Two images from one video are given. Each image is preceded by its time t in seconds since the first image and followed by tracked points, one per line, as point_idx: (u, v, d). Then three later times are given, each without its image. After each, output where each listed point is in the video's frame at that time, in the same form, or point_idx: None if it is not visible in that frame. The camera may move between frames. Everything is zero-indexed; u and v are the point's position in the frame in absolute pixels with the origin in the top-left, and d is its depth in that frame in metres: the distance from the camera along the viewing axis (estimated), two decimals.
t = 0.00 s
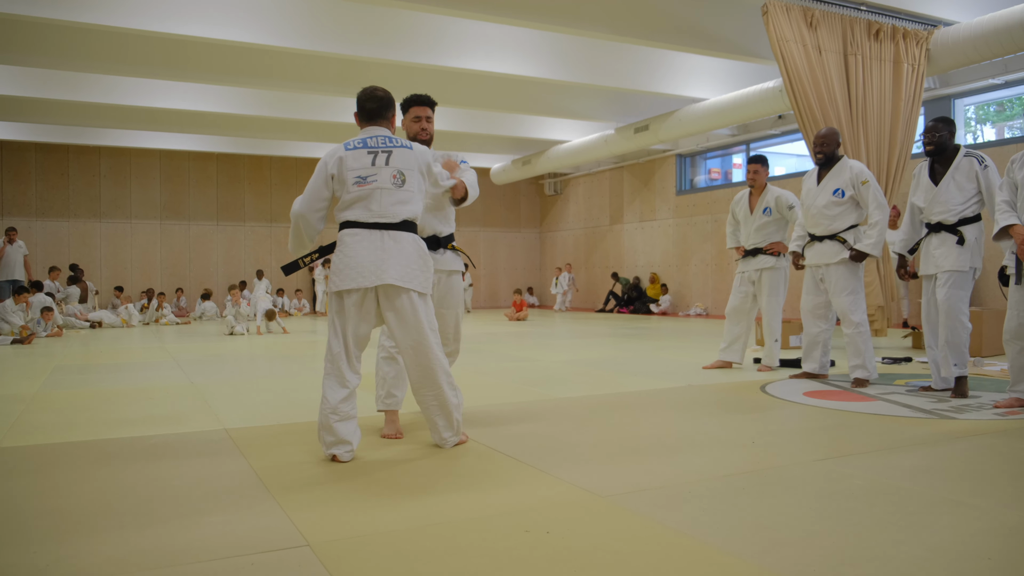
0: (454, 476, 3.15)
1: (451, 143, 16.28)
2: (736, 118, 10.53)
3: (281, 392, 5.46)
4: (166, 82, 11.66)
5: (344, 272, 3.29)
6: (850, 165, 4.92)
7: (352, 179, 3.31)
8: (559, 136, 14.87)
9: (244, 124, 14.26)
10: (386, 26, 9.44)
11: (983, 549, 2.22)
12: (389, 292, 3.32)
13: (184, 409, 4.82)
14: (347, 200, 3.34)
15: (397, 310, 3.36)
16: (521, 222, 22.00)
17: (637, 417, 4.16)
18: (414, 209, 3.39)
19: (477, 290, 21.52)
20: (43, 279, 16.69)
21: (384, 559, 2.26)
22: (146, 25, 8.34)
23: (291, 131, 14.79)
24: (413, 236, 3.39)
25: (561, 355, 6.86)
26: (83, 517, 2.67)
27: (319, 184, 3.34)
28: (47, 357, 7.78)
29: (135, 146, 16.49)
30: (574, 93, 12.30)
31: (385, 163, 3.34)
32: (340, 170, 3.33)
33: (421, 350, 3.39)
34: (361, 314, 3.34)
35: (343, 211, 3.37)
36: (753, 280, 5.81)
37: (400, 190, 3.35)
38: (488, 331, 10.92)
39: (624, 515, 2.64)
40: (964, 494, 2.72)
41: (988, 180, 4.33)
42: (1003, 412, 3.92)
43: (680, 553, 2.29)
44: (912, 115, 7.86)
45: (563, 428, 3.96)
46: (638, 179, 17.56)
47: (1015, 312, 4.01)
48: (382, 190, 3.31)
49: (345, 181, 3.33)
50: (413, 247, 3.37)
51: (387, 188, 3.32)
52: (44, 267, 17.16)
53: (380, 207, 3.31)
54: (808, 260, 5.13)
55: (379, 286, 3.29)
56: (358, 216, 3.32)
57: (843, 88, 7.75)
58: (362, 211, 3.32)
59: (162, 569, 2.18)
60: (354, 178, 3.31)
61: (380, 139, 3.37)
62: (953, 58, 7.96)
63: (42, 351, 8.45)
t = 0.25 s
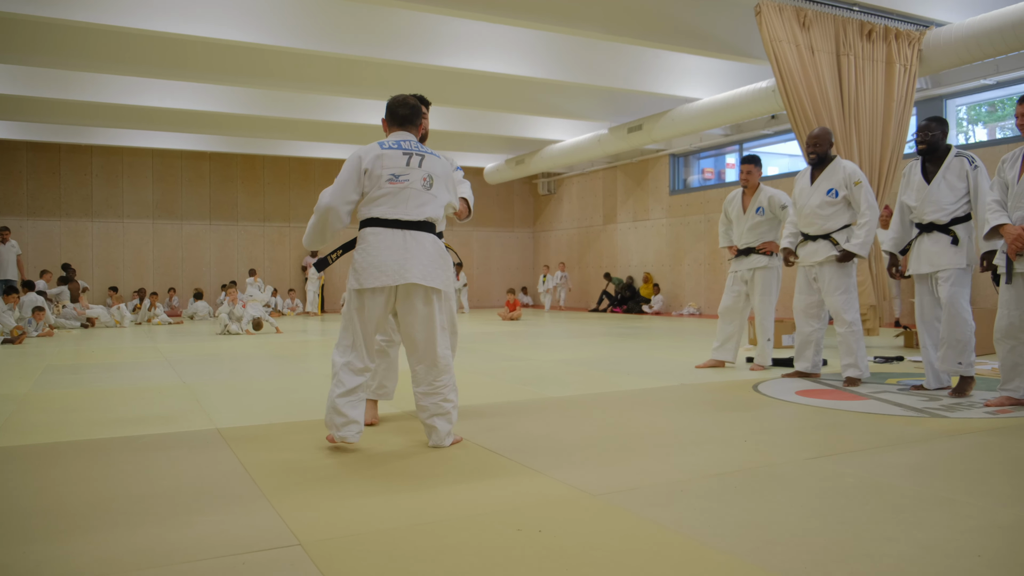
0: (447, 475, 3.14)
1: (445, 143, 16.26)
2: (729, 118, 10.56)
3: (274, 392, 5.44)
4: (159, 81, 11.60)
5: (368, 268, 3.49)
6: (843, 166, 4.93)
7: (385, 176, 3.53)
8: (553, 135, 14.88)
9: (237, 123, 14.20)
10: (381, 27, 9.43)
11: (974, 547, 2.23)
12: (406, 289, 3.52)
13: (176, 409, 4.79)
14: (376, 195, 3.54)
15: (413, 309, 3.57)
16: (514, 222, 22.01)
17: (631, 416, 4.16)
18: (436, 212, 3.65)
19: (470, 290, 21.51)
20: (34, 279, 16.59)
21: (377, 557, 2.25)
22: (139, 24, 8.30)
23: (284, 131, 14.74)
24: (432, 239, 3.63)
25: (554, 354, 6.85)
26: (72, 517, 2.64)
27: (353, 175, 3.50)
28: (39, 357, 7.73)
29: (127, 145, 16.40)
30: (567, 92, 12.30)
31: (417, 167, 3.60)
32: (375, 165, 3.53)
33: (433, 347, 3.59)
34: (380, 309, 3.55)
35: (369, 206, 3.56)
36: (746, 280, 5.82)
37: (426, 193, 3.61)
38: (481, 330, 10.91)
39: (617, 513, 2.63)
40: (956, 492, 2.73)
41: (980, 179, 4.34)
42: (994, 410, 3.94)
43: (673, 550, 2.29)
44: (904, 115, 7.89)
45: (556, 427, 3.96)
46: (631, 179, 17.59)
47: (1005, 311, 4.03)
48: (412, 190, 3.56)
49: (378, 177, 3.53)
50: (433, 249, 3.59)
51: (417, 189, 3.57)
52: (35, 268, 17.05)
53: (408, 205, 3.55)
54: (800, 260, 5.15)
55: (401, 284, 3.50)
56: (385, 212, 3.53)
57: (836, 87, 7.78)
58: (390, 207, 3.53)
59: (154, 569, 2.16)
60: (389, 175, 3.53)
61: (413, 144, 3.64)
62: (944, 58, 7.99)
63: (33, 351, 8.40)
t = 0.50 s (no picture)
0: (432, 474, 3.12)
1: (432, 143, 16.22)
2: (716, 118, 10.60)
3: (258, 392, 5.39)
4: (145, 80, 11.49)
5: (354, 270, 3.48)
6: (829, 166, 4.95)
7: (369, 177, 3.54)
8: (541, 135, 14.88)
9: (222, 122, 14.10)
10: (369, 27, 9.40)
11: (959, 544, 2.23)
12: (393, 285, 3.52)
13: (158, 410, 4.73)
14: (360, 195, 3.54)
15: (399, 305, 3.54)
16: (502, 221, 22.01)
17: (618, 415, 4.16)
18: (417, 214, 3.66)
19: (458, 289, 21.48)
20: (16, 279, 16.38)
21: (363, 558, 2.22)
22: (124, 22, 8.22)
23: (270, 130, 14.66)
24: (416, 238, 3.65)
25: (541, 354, 6.84)
26: (52, 518, 2.60)
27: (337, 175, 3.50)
28: (20, 358, 7.63)
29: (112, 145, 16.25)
30: (555, 92, 12.32)
31: (399, 169, 3.63)
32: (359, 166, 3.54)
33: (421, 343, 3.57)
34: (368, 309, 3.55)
35: (352, 208, 3.56)
36: (732, 279, 5.83)
37: (408, 195, 3.62)
38: (465, 330, 10.90)
39: (604, 512, 2.62)
40: (941, 490, 2.74)
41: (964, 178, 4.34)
42: (977, 409, 3.98)
43: (662, 549, 2.28)
44: (889, 115, 7.95)
45: (544, 427, 3.95)
46: (619, 179, 17.63)
47: (987, 310, 4.06)
48: (395, 192, 3.57)
49: (361, 178, 3.54)
50: (417, 247, 3.61)
51: (400, 190, 3.58)
52: (17, 268, 16.84)
53: (391, 206, 3.56)
54: (786, 261, 5.18)
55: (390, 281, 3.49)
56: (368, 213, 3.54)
57: (821, 88, 7.81)
58: (374, 207, 3.54)
59: (135, 571, 2.13)
60: (373, 176, 3.54)
61: (395, 148, 3.67)
62: (928, 60, 8.06)
63: (14, 352, 8.29)
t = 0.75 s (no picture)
0: (413, 474, 3.08)
1: (417, 141, 16.15)
2: (699, 117, 10.65)
3: (238, 392, 5.32)
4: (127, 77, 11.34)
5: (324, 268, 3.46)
6: (809, 163, 4.99)
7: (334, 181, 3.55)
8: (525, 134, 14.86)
9: (204, 120, 13.95)
10: (354, 25, 9.35)
11: (940, 540, 2.23)
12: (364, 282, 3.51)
13: (135, 410, 4.64)
14: (326, 200, 3.54)
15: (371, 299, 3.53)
16: (486, 220, 21.99)
17: (601, 413, 4.15)
18: (386, 212, 3.66)
19: (442, 288, 21.42)
20: None
21: (344, 557, 2.19)
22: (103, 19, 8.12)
23: (253, 128, 14.53)
24: (386, 236, 3.65)
25: (524, 352, 6.82)
26: (23, 520, 2.53)
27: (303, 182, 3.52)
28: None
29: (92, 142, 16.03)
30: (539, 91, 12.32)
31: (363, 170, 3.63)
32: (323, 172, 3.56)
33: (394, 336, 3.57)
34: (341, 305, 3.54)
35: (320, 210, 3.55)
36: (715, 278, 5.85)
37: (375, 194, 3.62)
38: (447, 329, 10.86)
39: (586, 510, 2.60)
40: (921, 486, 2.76)
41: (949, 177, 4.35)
42: (956, 406, 4.01)
43: (646, 546, 2.26)
44: (870, 115, 8.02)
45: (527, 425, 3.93)
46: (603, 178, 17.66)
47: (967, 308, 4.10)
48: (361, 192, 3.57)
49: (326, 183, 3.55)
50: (388, 245, 3.62)
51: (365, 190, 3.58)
52: None
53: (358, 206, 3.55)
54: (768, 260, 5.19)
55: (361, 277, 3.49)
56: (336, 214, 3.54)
57: (803, 87, 7.87)
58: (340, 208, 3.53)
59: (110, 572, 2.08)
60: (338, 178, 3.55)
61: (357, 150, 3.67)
62: (909, 60, 8.14)
63: None
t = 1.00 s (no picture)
0: (399, 473, 3.06)
1: (405, 141, 16.10)
2: (685, 117, 10.68)
3: (222, 392, 5.27)
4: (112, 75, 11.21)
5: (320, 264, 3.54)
6: (794, 164, 5.01)
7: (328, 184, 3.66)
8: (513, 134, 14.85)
9: (189, 119, 13.83)
10: (340, 24, 9.30)
11: (923, 538, 2.25)
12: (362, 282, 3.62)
13: (118, 411, 4.59)
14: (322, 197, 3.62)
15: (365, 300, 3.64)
16: (474, 220, 21.97)
17: (589, 413, 4.15)
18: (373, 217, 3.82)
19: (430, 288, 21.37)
20: None
21: (330, 557, 2.17)
22: (85, 16, 8.02)
23: (240, 128, 14.42)
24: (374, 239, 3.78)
25: (512, 352, 6.81)
26: (2, 521, 2.49)
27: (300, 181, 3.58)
28: None
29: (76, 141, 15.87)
30: (526, 90, 12.34)
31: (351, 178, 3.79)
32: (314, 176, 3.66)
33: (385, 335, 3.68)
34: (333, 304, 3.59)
35: (315, 209, 3.60)
36: (701, 278, 5.86)
37: (364, 199, 3.78)
38: (433, 329, 10.84)
39: (574, 509, 2.59)
40: (907, 484, 2.77)
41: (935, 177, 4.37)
42: (941, 405, 4.05)
43: (635, 544, 2.26)
44: (855, 115, 8.08)
45: (515, 425, 3.92)
46: (590, 178, 17.69)
47: (951, 307, 4.11)
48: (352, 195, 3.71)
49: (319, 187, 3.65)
50: (379, 246, 3.75)
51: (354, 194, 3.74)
52: None
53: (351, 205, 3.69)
54: (755, 260, 5.20)
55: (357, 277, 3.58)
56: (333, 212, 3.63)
57: (789, 88, 7.91)
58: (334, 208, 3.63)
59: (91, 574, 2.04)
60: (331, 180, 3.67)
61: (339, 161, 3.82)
62: (894, 61, 8.21)
63: None
